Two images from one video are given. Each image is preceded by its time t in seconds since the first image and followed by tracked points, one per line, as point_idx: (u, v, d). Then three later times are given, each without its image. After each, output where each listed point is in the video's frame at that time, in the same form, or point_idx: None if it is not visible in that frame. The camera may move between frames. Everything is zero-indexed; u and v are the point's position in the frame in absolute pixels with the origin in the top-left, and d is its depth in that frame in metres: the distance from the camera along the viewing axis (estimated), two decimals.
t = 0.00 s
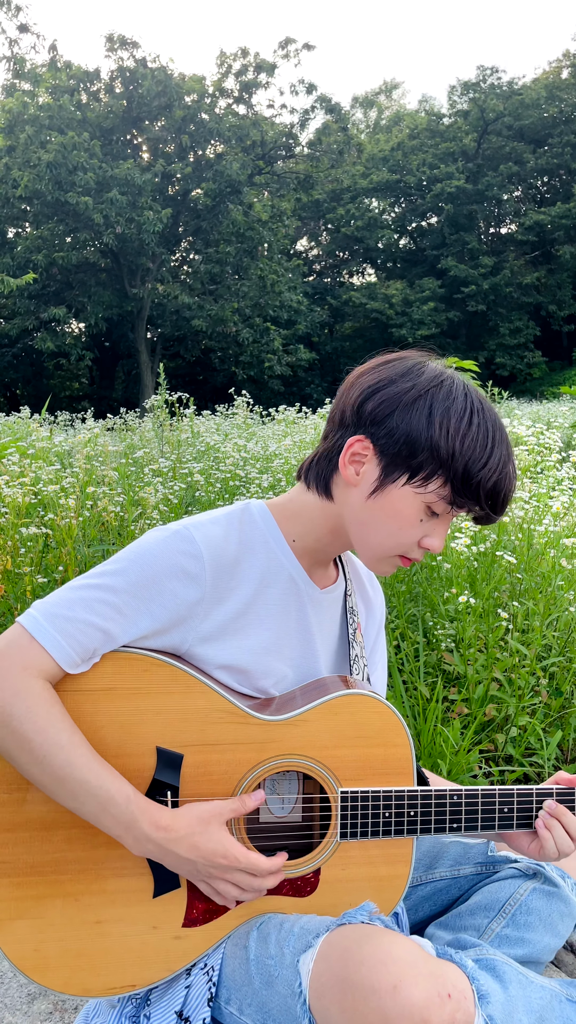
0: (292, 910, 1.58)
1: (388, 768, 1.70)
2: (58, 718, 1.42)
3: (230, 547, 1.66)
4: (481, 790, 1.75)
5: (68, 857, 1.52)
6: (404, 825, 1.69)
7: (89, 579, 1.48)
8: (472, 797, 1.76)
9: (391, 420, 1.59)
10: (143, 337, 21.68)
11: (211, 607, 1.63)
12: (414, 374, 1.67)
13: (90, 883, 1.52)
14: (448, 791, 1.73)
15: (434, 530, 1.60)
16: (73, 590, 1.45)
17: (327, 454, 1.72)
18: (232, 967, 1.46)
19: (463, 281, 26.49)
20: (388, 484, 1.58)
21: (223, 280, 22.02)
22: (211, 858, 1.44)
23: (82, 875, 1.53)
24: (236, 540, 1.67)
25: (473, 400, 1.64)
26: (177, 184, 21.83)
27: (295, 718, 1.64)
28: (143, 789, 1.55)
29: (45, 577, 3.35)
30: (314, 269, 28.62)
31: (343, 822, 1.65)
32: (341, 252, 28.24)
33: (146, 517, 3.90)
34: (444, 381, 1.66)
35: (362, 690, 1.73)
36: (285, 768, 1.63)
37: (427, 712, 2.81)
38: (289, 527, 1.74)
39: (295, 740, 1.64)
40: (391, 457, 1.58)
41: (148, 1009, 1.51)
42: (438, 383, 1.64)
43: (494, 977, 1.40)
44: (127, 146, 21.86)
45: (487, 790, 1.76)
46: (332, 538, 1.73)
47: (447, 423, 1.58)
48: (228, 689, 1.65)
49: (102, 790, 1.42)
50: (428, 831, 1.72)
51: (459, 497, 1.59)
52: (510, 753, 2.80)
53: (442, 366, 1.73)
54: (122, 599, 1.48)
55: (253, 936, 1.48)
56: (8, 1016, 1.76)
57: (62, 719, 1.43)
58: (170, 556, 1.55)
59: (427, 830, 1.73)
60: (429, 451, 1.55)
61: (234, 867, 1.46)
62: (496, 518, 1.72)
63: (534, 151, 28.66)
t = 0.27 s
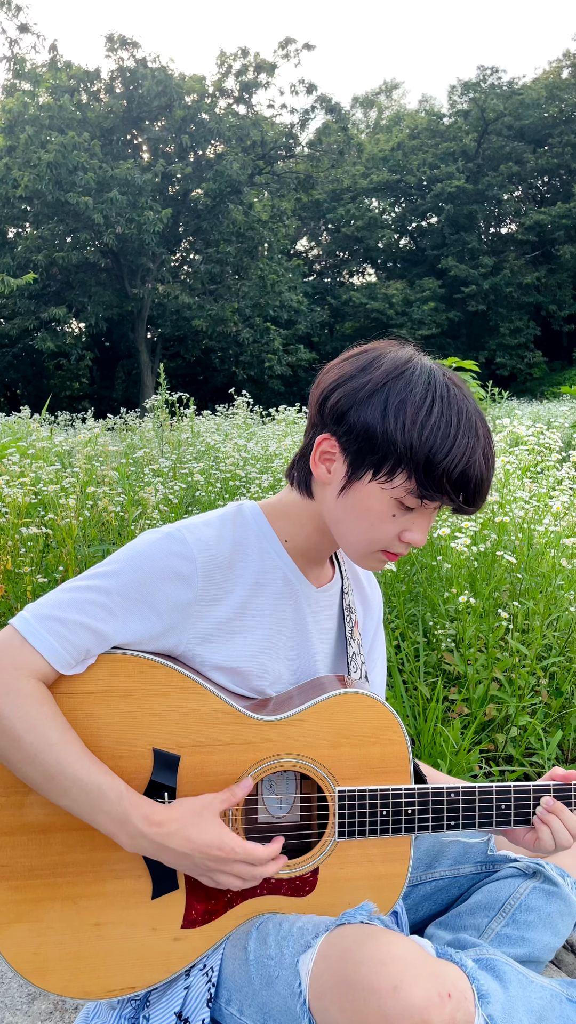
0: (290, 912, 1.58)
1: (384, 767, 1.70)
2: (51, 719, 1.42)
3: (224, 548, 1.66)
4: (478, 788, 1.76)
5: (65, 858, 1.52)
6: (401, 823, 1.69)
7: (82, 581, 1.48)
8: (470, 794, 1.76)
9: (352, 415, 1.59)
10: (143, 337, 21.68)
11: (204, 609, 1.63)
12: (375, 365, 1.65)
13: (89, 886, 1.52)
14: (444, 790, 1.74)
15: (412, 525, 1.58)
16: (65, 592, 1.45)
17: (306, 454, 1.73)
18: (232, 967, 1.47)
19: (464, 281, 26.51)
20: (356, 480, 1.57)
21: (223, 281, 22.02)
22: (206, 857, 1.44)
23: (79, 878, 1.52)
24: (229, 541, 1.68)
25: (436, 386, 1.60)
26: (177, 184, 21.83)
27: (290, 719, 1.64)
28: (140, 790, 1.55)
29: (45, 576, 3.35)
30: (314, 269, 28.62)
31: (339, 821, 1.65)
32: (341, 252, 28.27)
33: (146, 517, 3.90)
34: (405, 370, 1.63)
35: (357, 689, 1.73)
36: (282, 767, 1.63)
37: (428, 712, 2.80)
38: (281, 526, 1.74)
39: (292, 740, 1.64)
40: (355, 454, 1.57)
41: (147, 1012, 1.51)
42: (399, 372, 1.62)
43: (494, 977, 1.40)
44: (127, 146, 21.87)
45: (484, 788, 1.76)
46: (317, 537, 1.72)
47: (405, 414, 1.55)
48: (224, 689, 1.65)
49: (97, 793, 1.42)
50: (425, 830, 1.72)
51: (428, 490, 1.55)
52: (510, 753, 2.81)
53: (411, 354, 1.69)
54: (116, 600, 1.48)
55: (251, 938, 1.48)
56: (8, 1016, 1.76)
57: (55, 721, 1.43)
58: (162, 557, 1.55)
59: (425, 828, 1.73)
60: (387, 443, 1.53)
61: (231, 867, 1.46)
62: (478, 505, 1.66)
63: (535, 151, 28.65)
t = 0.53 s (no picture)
0: (286, 912, 1.58)
1: (381, 763, 1.70)
2: (45, 723, 1.42)
3: (222, 549, 1.66)
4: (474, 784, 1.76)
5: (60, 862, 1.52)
6: (397, 821, 1.70)
7: (78, 584, 1.48)
8: (467, 791, 1.76)
9: (318, 418, 1.60)
10: (143, 337, 21.67)
11: (200, 611, 1.63)
12: (340, 367, 1.66)
13: (85, 890, 1.51)
14: (440, 787, 1.73)
15: (389, 525, 1.57)
16: (61, 596, 1.46)
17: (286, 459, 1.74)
18: (231, 968, 1.47)
19: (464, 281, 26.52)
20: (326, 483, 1.58)
21: (223, 281, 22.02)
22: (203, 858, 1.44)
23: (74, 883, 1.52)
24: (227, 542, 1.68)
25: (397, 383, 1.59)
26: (177, 184, 21.84)
27: (285, 719, 1.64)
28: (133, 794, 1.55)
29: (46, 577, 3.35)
30: (314, 269, 28.62)
31: (335, 822, 1.65)
32: (341, 252, 28.29)
33: (146, 517, 3.90)
34: (367, 369, 1.62)
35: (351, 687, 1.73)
36: (277, 767, 1.63)
37: (428, 712, 2.80)
38: (272, 528, 1.74)
39: (288, 739, 1.63)
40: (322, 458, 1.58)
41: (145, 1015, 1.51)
42: (361, 372, 1.62)
43: (494, 976, 1.40)
44: (127, 146, 21.88)
45: (480, 785, 1.76)
46: (305, 539, 1.72)
47: (364, 415, 1.55)
48: (219, 692, 1.66)
49: (90, 796, 1.42)
50: (421, 827, 1.73)
51: (395, 489, 1.54)
52: (510, 752, 2.80)
53: (378, 351, 1.68)
54: (113, 606, 1.48)
55: (249, 939, 1.48)
56: (8, 1016, 1.76)
57: (48, 724, 1.43)
58: (159, 560, 1.55)
59: (421, 826, 1.73)
60: (348, 446, 1.54)
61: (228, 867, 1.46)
62: (453, 499, 1.63)
63: (535, 151, 28.65)
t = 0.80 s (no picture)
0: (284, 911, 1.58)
1: (376, 762, 1.70)
2: (41, 727, 1.42)
3: (215, 552, 1.66)
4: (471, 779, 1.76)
5: (58, 865, 1.51)
6: (393, 820, 1.70)
7: (72, 589, 1.48)
8: (463, 786, 1.76)
9: (317, 426, 1.59)
10: (144, 337, 21.67)
11: (194, 613, 1.63)
12: (335, 372, 1.65)
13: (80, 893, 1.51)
14: (437, 783, 1.73)
15: (392, 526, 1.58)
16: (54, 601, 1.45)
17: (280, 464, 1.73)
18: (231, 969, 1.47)
19: (464, 281, 26.52)
20: (327, 491, 1.58)
21: (224, 281, 22.01)
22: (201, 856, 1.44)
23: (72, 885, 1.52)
24: (219, 544, 1.68)
25: (399, 387, 1.58)
26: (177, 184, 21.82)
27: (280, 719, 1.64)
28: (130, 797, 1.55)
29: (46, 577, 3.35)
30: (314, 269, 28.61)
31: (331, 819, 1.65)
32: (341, 252, 28.29)
33: (146, 518, 3.90)
34: (364, 372, 1.62)
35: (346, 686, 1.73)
36: (273, 767, 1.63)
37: (429, 712, 2.81)
38: (264, 531, 1.74)
39: (283, 739, 1.63)
40: (323, 465, 1.58)
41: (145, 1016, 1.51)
42: (360, 377, 1.61)
43: (494, 975, 1.40)
44: (127, 146, 21.87)
45: (477, 780, 1.76)
46: (300, 542, 1.73)
47: (367, 421, 1.54)
48: (212, 693, 1.65)
49: (85, 801, 1.41)
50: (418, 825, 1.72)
51: (399, 493, 1.54)
52: (511, 753, 2.80)
53: (374, 354, 1.68)
54: (107, 608, 1.48)
55: (248, 940, 1.48)
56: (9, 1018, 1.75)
57: (44, 729, 1.42)
58: (152, 563, 1.54)
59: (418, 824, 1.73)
60: (351, 453, 1.53)
61: (225, 869, 1.46)
62: (455, 500, 1.63)
63: (535, 151, 28.65)
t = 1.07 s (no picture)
0: (284, 914, 1.58)
1: (377, 764, 1.70)
2: (38, 733, 1.42)
3: (211, 554, 1.65)
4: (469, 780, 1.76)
5: (57, 870, 1.51)
6: (394, 822, 1.69)
7: (67, 594, 1.47)
8: (462, 788, 1.76)
9: (337, 422, 1.58)
10: (144, 338, 21.68)
11: (191, 616, 1.63)
12: (351, 369, 1.65)
13: (79, 896, 1.51)
14: (437, 786, 1.73)
15: (404, 522, 1.60)
16: (50, 607, 1.45)
17: (285, 463, 1.71)
18: (231, 972, 1.47)
19: (464, 281, 26.51)
20: (346, 488, 1.58)
21: (224, 281, 22.00)
22: (202, 860, 1.44)
23: (75, 888, 1.51)
24: (216, 547, 1.67)
25: (418, 385, 1.61)
26: (178, 184, 21.80)
27: (278, 721, 1.63)
28: (131, 800, 1.55)
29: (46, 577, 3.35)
30: (314, 269, 28.60)
31: (332, 821, 1.65)
32: (341, 252, 28.29)
33: (147, 518, 3.90)
34: (378, 370, 1.64)
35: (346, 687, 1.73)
36: (272, 770, 1.63)
37: (430, 712, 2.81)
38: (262, 535, 1.73)
39: (282, 741, 1.63)
40: (343, 462, 1.57)
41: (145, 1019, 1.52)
42: (377, 375, 1.62)
43: (494, 977, 1.40)
44: (127, 146, 21.88)
45: (476, 781, 1.77)
46: (300, 542, 1.73)
47: (390, 417, 1.56)
48: (210, 696, 1.65)
49: (84, 804, 1.41)
50: (418, 827, 1.72)
51: (419, 487, 1.57)
52: (511, 753, 2.80)
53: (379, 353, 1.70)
54: (103, 613, 1.48)
55: (248, 941, 1.48)
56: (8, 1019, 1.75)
57: (42, 734, 1.43)
58: (148, 567, 1.54)
59: (419, 825, 1.72)
60: (376, 449, 1.54)
61: (226, 872, 1.45)
62: (462, 496, 1.69)
63: (535, 152, 28.66)
